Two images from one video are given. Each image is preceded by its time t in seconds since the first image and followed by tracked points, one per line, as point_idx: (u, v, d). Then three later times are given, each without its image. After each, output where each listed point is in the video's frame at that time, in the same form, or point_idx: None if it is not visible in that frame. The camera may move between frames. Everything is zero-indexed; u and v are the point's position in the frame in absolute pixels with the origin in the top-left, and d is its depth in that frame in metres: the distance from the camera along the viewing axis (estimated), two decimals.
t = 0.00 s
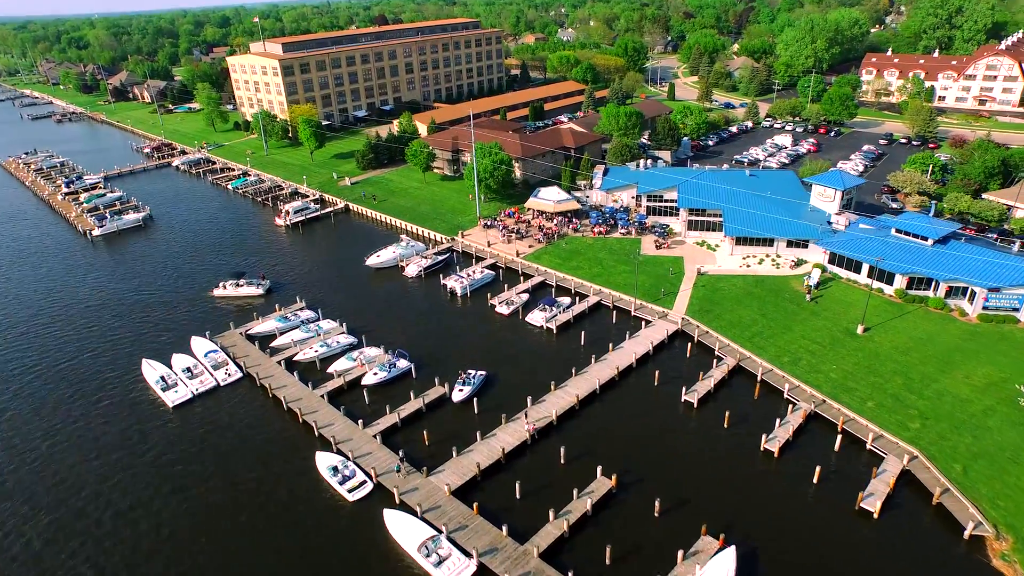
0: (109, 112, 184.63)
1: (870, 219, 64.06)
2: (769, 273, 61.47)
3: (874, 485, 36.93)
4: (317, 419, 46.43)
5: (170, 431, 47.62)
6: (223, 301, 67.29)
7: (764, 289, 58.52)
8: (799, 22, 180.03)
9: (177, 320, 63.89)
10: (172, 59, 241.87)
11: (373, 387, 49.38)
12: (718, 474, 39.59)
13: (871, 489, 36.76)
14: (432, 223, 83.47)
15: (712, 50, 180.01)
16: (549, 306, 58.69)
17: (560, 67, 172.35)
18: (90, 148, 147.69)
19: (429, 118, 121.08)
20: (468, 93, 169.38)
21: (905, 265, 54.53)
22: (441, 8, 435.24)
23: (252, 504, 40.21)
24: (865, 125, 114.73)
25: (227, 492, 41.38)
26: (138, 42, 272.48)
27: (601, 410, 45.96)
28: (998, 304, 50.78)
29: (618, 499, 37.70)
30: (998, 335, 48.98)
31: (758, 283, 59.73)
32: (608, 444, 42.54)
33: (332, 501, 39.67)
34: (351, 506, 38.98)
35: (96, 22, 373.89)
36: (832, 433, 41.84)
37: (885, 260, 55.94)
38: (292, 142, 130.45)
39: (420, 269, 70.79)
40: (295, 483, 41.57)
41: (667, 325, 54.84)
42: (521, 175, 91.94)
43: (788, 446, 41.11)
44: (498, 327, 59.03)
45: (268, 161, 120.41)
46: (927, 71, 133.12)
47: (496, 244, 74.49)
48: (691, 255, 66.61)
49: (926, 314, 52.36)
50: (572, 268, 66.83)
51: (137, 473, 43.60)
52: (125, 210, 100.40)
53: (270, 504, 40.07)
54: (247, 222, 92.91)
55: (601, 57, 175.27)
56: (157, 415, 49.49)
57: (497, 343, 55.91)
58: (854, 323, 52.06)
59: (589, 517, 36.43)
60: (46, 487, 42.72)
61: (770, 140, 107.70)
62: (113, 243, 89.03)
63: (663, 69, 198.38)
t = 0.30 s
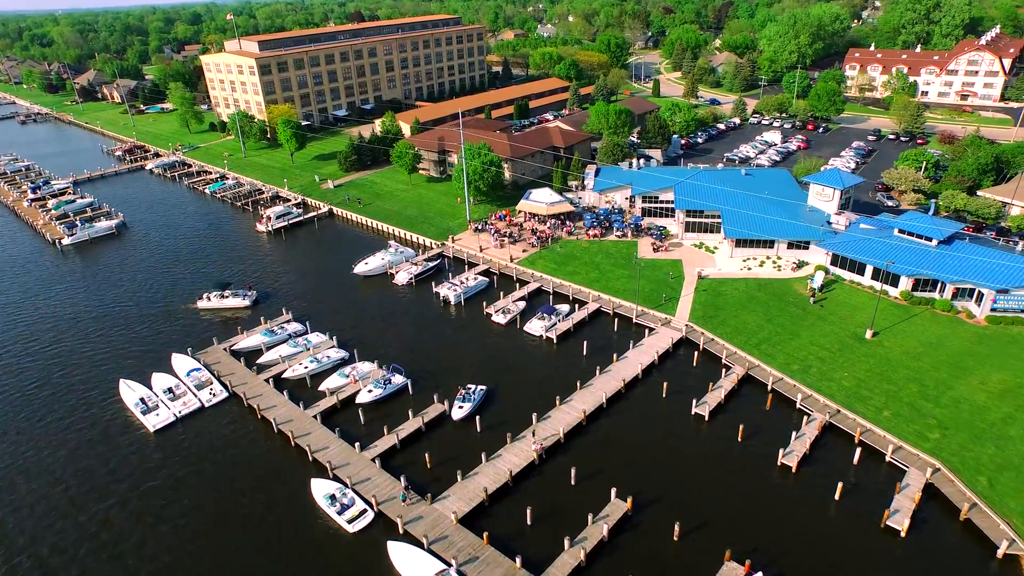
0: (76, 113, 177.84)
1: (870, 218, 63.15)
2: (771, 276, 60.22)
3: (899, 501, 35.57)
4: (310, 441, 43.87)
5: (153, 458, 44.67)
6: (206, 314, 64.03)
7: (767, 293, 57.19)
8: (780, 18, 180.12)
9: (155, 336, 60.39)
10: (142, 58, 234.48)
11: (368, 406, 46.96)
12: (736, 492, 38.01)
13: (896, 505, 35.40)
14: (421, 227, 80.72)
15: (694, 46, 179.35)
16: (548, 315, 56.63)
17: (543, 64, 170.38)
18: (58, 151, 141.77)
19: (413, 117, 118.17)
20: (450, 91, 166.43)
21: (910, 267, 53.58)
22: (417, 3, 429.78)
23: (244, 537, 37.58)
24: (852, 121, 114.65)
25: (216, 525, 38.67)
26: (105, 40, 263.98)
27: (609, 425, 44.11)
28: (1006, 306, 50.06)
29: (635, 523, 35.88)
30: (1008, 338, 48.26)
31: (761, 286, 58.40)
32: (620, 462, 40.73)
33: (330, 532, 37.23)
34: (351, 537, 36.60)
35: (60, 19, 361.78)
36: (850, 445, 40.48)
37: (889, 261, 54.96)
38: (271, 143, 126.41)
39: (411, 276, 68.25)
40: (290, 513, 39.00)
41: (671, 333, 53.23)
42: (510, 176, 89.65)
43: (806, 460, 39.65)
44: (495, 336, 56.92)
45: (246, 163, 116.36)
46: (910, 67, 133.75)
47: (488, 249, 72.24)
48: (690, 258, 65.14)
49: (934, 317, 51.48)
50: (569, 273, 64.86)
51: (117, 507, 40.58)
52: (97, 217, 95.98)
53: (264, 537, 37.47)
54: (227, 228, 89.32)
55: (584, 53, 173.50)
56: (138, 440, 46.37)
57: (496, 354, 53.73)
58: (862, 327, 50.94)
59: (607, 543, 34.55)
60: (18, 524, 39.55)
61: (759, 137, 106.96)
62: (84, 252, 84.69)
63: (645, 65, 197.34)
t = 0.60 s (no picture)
0: (42, 113, 170.81)
1: (869, 217, 62.37)
2: (772, 277, 59.08)
3: (924, 515, 34.42)
4: (304, 466, 41.37)
5: (136, 486, 41.80)
6: (191, 326, 60.92)
7: (770, 296, 56.00)
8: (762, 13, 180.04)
9: (132, 351, 57.07)
10: (109, 55, 226.56)
11: (364, 425, 44.64)
12: (756, 509, 36.59)
13: (923, 520, 34.21)
14: (410, 231, 78.19)
15: (677, 41, 178.48)
16: (548, 322, 54.75)
17: (525, 60, 168.08)
18: (23, 154, 135.70)
19: (397, 116, 115.17)
20: (431, 88, 163.36)
21: (916, 267, 52.72)
22: None
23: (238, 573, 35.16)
24: (838, 116, 114.55)
25: (207, 560, 36.13)
26: (70, 37, 254.81)
27: (619, 439, 42.42)
28: (1013, 306, 49.48)
29: (654, 546, 34.29)
30: (1017, 338, 47.64)
31: (763, 289, 57.21)
32: (633, 479, 39.10)
33: (331, 565, 34.96)
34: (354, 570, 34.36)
35: (21, 14, 348.83)
36: (868, 455, 39.31)
37: (894, 261, 54.06)
38: (248, 144, 122.39)
39: (402, 283, 65.77)
40: (286, 544, 36.64)
41: (676, 339, 51.71)
42: (500, 176, 87.39)
43: (825, 473, 38.34)
44: (493, 346, 54.87)
45: (224, 165, 112.35)
46: (892, 61, 134.25)
47: (481, 253, 70.04)
48: (689, 260, 63.70)
49: (941, 318, 50.72)
50: (566, 278, 63.02)
51: (98, 543, 37.77)
52: (67, 224, 91.59)
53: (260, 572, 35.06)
54: (206, 233, 85.71)
55: (567, 49, 171.49)
56: (117, 467, 43.38)
57: (496, 365, 51.70)
58: (870, 330, 49.89)
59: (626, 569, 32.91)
60: None
61: (747, 133, 106.20)
62: (53, 262, 80.47)
63: (627, 60, 196.07)
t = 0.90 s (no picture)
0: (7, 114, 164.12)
1: (869, 216, 61.69)
2: (775, 279, 58.07)
3: (953, 530, 33.32)
4: (301, 492, 39.10)
5: (120, 518, 39.07)
6: (177, 340, 58.04)
7: (775, 299, 54.94)
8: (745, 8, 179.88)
9: (112, 369, 54.08)
10: (76, 53, 219.07)
11: (363, 444, 42.51)
12: (778, 526, 35.26)
13: (952, 535, 33.06)
14: (400, 235, 75.75)
15: (660, 37, 177.79)
16: (549, 331, 53.00)
17: (509, 57, 166.02)
18: None
19: (381, 115, 112.40)
20: (414, 86, 160.48)
21: (922, 267, 51.93)
22: None
23: None
24: (826, 111, 114.41)
25: None
26: (35, 34, 246.04)
27: (631, 455, 40.87)
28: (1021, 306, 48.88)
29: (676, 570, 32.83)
30: None
31: (767, 291, 56.13)
32: (649, 497, 37.59)
33: None
34: None
35: None
36: (889, 466, 38.16)
37: (900, 261, 53.23)
38: (227, 145, 118.55)
39: (394, 291, 63.48)
40: None
41: (682, 346, 50.31)
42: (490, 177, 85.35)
43: (846, 487, 37.12)
44: (493, 356, 52.96)
45: (202, 167, 108.53)
46: (877, 55, 134.73)
47: (475, 258, 68.03)
48: (690, 263, 62.41)
49: (949, 319, 50.01)
50: (565, 282, 61.35)
51: None
52: (38, 232, 87.53)
53: None
54: (186, 240, 82.43)
55: (551, 44, 169.53)
56: (98, 497, 40.62)
57: (498, 377, 49.79)
58: (878, 333, 49.02)
59: None
60: None
61: (737, 129, 105.59)
62: (24, 272, 76.53)
63: (610, 55, 194.81)
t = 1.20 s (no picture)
0: None
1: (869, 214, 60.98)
2: (778, 280, 57.09)
3: (981, 543, 32.47)
4: (300, 519, 36.99)
5: (106, 552, 36.59)
6: (164, 354, 55.35)
7: (780, 301, 53.87)
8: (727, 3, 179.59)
9: (92, 388, 51.21)
10: (41, 50, 211.15)
11: (363, 465, 40.53)
12: (801, 543, 34.11)
13: (981, 550, 32.18)
14: (390, 239, 73.36)
15: (642, 32, 176.95)
16: (551, 339, 51.33)
17: (493, 53, 163.76)
18: None
19: (365, 114, 109.59)
20: (395, 83, 157.49)
21: (928, 267, 51.20)
22: None
23: None
24: (813, 106, 114.28)
25: None
26: None
27: (644, 469, 39.44)
28: None
29: None
30: None
31: (771, 293, 55.08)
32: (666, 514, 36.24)
33: None
34: None
35: None
36: (910, 476, 37.23)
37: (905, 261, 52.47)
38: (205, 146, 114.73)
39: (387, 298, 61.31)
40: None
41: (689, 352, 49.01)
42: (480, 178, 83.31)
43: (867, 499, 36.08)
44: (494, 366, 51.18)
45: (180, 170, 104.74)
46: (861, 50, 135.13)
47: (469, 262, 66.04)
48: (690, 265, 61.16)
49: (956, 319, 49.43)
50: (565, 287, 59.69)
51: None
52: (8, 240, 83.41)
53: None
54: (166, 246, 79.06)
55: (534, 40, 167.48)
56: (81, 529, 38.07)
57: (500, 389, 48.02)
58: (887, 336, 48.18)
59: None
60: None
61: (726, 126, 104.86)
62: None
63: (593, 50, 193.46)
